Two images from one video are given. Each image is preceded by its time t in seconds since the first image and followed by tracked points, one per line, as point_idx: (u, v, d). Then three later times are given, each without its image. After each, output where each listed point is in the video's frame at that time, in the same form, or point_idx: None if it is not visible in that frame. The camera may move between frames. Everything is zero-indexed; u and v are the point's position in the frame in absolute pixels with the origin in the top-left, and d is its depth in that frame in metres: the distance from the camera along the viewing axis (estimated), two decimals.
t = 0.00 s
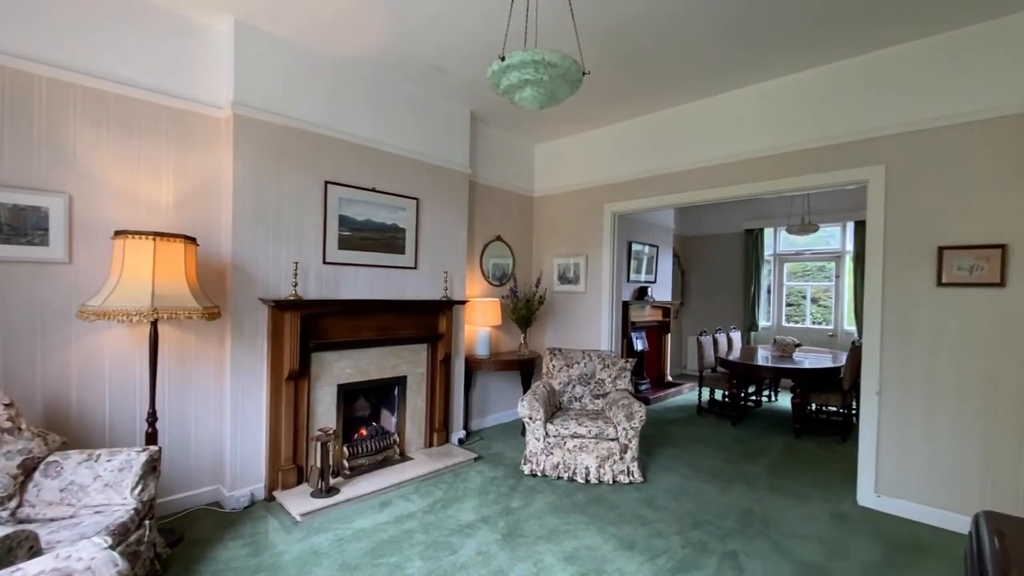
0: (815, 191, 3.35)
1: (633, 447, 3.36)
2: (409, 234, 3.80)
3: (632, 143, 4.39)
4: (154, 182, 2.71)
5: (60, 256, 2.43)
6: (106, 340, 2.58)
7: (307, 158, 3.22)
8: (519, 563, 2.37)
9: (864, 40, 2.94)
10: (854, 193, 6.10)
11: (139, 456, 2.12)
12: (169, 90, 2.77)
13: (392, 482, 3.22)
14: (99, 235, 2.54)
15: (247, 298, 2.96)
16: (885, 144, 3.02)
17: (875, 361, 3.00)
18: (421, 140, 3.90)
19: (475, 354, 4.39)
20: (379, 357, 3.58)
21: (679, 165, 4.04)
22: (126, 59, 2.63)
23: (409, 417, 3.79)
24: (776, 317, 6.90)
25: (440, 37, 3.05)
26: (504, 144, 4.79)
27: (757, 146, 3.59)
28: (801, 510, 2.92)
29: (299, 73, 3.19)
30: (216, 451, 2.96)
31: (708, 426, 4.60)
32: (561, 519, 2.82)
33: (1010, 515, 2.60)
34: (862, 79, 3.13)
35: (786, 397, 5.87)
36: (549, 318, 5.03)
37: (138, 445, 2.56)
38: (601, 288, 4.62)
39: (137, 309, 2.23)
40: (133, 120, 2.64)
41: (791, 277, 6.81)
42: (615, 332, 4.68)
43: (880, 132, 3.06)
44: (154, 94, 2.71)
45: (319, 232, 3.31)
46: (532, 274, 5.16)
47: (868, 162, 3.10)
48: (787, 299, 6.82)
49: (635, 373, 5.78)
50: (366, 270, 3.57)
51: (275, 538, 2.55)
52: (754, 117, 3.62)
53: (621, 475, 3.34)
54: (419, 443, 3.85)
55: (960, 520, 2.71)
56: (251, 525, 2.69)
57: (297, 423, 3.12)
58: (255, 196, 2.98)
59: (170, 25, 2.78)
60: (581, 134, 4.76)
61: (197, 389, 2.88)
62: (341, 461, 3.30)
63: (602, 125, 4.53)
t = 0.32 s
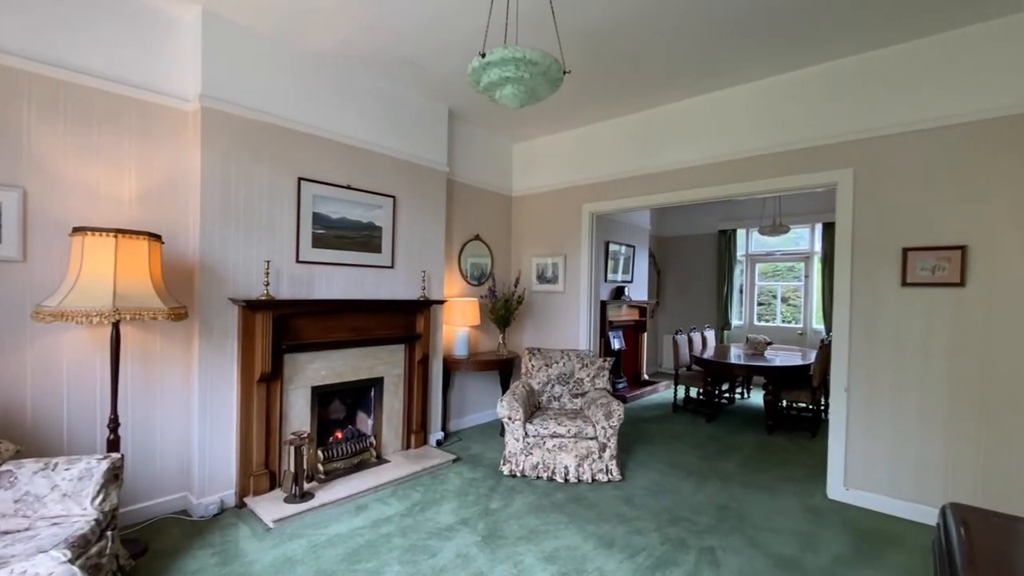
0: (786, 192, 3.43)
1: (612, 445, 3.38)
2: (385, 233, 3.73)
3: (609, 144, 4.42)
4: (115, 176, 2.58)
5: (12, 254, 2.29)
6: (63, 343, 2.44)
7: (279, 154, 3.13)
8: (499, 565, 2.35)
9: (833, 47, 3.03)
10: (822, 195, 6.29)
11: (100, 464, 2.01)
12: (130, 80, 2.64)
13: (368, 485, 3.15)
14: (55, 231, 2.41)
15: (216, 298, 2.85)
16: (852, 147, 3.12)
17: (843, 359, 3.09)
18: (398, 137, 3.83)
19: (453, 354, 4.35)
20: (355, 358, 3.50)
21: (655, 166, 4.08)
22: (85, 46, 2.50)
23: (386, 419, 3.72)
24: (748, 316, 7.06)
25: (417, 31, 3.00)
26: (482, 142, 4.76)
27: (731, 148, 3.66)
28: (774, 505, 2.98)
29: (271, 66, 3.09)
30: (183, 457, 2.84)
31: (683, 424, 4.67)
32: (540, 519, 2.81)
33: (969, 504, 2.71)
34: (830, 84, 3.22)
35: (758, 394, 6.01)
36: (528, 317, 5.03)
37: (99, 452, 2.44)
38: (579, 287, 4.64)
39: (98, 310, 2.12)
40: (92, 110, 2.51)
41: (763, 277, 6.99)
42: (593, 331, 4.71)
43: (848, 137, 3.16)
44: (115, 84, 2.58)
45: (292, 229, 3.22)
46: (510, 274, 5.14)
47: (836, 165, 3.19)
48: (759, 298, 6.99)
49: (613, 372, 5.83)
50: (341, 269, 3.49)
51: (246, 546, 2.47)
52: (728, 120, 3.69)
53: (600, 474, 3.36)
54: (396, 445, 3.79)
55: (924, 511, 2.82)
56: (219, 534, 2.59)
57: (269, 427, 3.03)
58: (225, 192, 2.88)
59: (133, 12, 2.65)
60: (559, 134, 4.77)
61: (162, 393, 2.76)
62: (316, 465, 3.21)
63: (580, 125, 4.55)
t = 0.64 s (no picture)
0: (764, 194, 3.50)
1: (594, 444, 3.39)
2: (365, 231, 3.67)
3: (590, 144, 4.44)
4: (80, 171, 2.46)
5: None
6: (24, 345, 2.32)
7: (255, 150, 3.05)
8: (482, 567, 2.33)
9: (809, 52, 3.10)
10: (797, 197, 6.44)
11: (65, 472, 1.93)
12: (98, 72, 2.53)
13: (348, 489, 3.09)
14: (14, 228, 2.28)
15: (189, 298, 2.76)
16: (828, 150, 3.20)
17: (818, 357, 3.17)
18: (378, 134, 3.77)
19: (434, 355, 4.30)
20: (334, 359, 3.43)
21: (636, 167, 4.11)
22: (48, 34, 2.38)
23: (366, 421, 3.66)
24: (725, 315, 7.20)
25: (399, 27, 2.95)
26: (463, 141, 4.73)
27: (710, 150, 3.71)
28: (752, 501, 3.04)
29: (246, 60, 3.01)
30: (154, 463, 2.74)
31: (663, 422, 4.73)
32: (523, 520, 2.80)
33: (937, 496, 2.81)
34: (806, 88, 3.30)
35: (735, 391, 6.13)
36: (509, 317, 5.01)
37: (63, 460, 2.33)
38: (561, 287, 4.65)
39: (63, 311, 2.03)
40: (54, 101, 2.39)
41: (739, 277, 7.13)
42: (575, 331, 4.72)
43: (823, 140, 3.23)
44: (80, 74, 2.47)
45: (268, 228, 3.13)
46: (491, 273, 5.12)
47: (812, 168, 3.26)
48: (736, 298, 7.13)
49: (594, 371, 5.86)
50: (319, 269, 3.41)
51: (221, 554, 2.39)
52: (706, 122, 3.74)
53: (583, 473, 3.37)
54: (376, 447, 3.73)
55: (894, 504, 2.91)
56: (192, 541, 2.50)
57: (245, 430, 2.95)
58: (198, 188, 2.78)
59: None
60: (541, 134, 4.77)
61: (131, 397, 2.65)
62: (294, 469, 3.14)
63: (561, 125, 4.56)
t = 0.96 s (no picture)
0: (744, 195, 3.55)
1: (579, 443, 3.40)
2: (346, 229, 3.61)
3: (575, 144, 4.45)
4: (46, 165, 2.36)
5: None
6: None
7: (233, 146, 2.97)
8: (468, 569, 2.31)
9: (789, 55, 3.16)
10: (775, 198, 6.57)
11: (31, 480, 1.84)
12: (67, 63, 2.42)
13: (330, 492, 3.03)
14: None
15: (163, 299, 2.67)
16: (807, 153, 3.27)
17: (797, 355, 3.24)
18: (360, 131, 3.71)
19: (418, 355, 4.26)
20: (314, 360, 3.36)
21: (619, 167, 4.14)
22: (11, 20, 2.27)
23: (348, 423, 3.60)
24: (706, 314, 7.30)
25: (383, 21, 2.91)
26: (447, 139, 4.69)
27: (692, 151, 3.75)
28: (734, 497, 3.08)
29: (224, 53, 2.93)
30: (125, 469, 2.64)
31: (646, 420, 4.77)
32: (509, 521, 2.78)
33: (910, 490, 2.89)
34: (786, 91, 3.36)
35: (716, 389, 6.22)
36: (493, 316, 4.99)
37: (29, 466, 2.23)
38: (546, 286, 4.65)
39: (28, 312, 1.93)
40: (18, 91, 2.28)
41: (719, 277, 7.24)
42: (559, 331, 4.73)
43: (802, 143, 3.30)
44: (46, 63, 2.36)
45: (246, 225, 3.05)
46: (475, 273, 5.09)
47: (791, 170, 3.33)
48: (716, 297, 7.24)
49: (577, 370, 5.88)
50: (299, 268, 3.34)
51: (197, 562, 2.31)
52: (689, 124, 3.78)
53: (567, 472, 3.38)
54: (358, 450, 3.67)
55: (869, 498, 2.99)
56: (167, 549, 2.42)
57: (222, 434, 2.87)
58: (173, 185, 2.69)
59: None
60: (525, 134, 4.76)
61: (102, 401, 2.55)
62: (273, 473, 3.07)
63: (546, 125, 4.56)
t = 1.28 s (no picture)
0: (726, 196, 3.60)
1: (565, 443, 3.40)
2: (329, 227, 3.54)
3: (559, 143, 4.45)
4: (11, 159, 2.25)
5: None
6: None
7: (210, 141, 2.88)
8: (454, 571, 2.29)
9: (771, 57, 3.21)
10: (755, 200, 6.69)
11: None
12: (34, 51, 2.32)
13: (312, 496, 2.97)
14: None
15: (137, 298, 2.58)
16: (787, 155, 3.33)
17: (778, 354, 3.30)
18: (343, 127, 3.65)
19: (401, 355, 4.20)
20: (295, 361, 3.29)
21: (604, 168, 4.15)
22: None
23: (330, 425, 3.53)
24: (688, 313, 7.40)
25: (367, 16, 2.86)
26: (431, 137, 4.65)
27: (676, 152, 3.79)
28: (717, 494, 3.13)
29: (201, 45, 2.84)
30: (97, 475, 2.54)
31: (630, 419, 4.80)
32: (495, 522, 2.77)
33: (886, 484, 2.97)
34: (767, 94, 3.42)
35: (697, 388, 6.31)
36: (478, 316, 4.96)
37: None
38: (531, 286, 4.64)
39: None
40: None
41: (700, 277, 7.34)
42: (544, 330, 4.72)
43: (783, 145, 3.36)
44: (10, 51, 2.25)
45: (224, 223, 2.97)
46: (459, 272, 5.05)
47: (772, 171, 3.38)
48: (697, 297, 7.34)
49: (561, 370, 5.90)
50: (279, 266, 3.26)
51: (173, 570, 2.24)
52: (673, 125, 3.82)
53: (553, 472, 3.38)
54: (341, 452, 3.60)
55: (847, 493, 3.06)
56: (142, 558, 2.33)
57: (199, 438, 2.78)
58: (147, 180, 2.61)
59: None
60: (510, 133, 4.75)
61: (71, 404, 2.44)
62: (252, 477, 2.99)
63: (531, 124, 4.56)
